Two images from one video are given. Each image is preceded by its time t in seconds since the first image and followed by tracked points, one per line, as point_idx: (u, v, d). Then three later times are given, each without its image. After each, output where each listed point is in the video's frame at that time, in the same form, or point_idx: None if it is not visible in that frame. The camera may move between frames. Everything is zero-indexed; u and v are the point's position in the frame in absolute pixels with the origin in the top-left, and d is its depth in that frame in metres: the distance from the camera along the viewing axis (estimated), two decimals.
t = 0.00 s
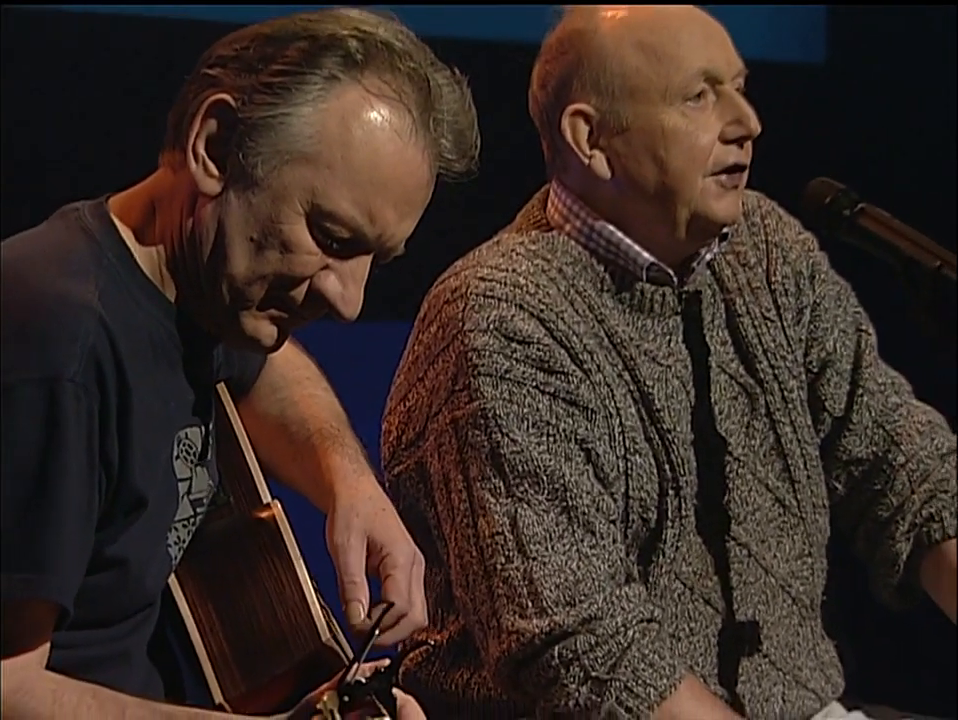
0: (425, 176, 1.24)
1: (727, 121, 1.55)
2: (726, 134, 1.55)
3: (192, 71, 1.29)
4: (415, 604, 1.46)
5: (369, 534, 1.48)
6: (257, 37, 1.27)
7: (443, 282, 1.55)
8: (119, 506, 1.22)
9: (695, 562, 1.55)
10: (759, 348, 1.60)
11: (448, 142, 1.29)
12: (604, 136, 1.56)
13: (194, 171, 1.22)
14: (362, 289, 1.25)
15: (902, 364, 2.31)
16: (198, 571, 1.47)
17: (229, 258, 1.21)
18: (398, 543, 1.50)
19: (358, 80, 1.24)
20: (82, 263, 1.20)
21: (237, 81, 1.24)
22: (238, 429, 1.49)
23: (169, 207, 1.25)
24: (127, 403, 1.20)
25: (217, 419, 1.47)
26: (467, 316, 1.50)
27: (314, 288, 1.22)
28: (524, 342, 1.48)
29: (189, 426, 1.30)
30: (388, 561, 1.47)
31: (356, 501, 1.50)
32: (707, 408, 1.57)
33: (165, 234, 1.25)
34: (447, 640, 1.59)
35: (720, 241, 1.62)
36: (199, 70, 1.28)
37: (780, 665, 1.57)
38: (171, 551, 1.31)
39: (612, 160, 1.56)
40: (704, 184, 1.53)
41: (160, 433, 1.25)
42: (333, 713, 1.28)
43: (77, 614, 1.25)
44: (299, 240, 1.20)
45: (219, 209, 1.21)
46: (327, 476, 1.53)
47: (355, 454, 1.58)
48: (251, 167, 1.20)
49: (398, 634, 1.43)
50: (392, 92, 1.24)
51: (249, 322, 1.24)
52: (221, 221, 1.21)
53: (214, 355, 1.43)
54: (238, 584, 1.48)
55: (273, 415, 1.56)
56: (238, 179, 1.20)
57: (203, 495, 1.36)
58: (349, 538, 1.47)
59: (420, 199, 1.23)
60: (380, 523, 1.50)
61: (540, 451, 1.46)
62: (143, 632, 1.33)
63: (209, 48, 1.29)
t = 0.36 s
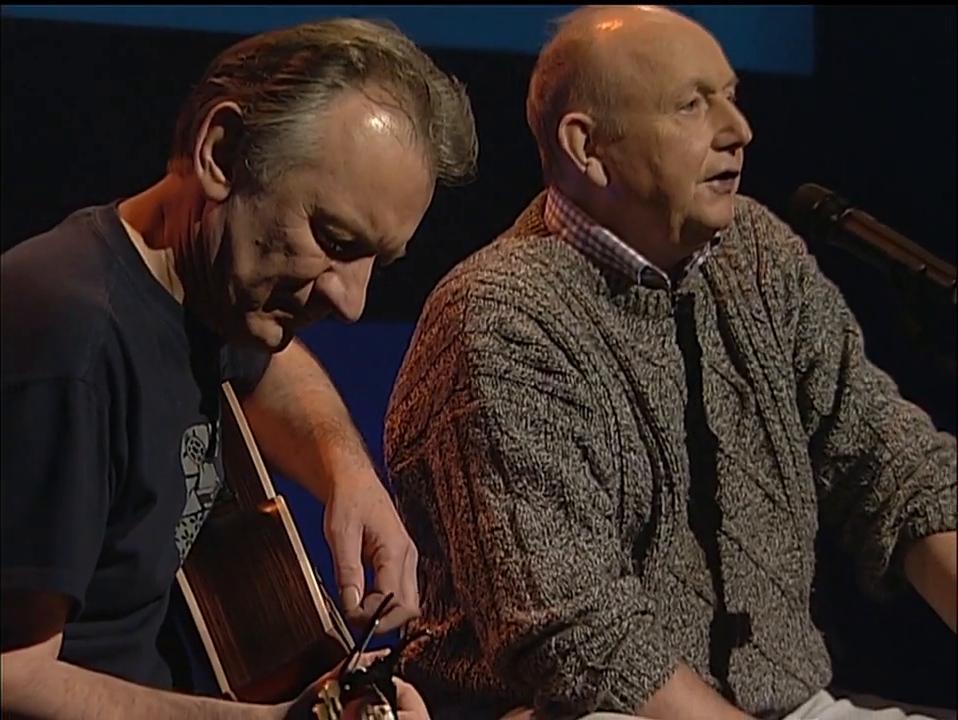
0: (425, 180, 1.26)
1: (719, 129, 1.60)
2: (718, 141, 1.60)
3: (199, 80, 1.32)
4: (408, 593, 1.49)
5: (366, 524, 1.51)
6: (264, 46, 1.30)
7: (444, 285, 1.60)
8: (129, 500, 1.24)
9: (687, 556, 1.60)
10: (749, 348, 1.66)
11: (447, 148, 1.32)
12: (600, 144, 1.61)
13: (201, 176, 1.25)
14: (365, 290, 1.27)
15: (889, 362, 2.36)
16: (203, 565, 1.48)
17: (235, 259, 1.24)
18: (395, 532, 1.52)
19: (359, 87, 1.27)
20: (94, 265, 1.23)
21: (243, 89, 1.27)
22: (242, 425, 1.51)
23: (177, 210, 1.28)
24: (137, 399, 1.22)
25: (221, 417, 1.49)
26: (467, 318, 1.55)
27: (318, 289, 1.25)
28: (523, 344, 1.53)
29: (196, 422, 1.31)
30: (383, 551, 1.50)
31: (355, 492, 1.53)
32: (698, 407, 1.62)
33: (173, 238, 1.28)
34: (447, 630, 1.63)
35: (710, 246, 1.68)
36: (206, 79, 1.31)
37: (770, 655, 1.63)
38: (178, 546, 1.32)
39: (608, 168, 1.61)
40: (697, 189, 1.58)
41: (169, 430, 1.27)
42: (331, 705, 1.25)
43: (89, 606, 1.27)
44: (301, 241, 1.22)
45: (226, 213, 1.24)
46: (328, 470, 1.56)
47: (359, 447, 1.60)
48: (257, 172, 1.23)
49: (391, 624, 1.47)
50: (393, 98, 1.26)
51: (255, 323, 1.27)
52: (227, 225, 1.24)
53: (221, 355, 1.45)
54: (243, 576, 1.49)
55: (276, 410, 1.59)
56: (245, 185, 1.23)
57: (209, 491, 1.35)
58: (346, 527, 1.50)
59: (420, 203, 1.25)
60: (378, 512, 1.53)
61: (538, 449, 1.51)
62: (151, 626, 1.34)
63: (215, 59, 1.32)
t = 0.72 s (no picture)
0: (427, 184, 1.30)
1: (711, 135, 1.65)
2: (710, 148, 1.65)
3: (208, 87, 1.35)
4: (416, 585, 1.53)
5: (373, 521, 1.56)
6: (271, 54, 1.33)
7: (445, 287, 1.65)
8: (140, 495, 1.27)
9: (681, 549, 1.65)
10: (741, 348, 1.71)
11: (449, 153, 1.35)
12: (596, 151, 1.66)
13: (210, 181, 1.28)
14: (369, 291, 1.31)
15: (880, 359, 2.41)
16: (212, 559, 1.53)
17: (244, 261, 1.27)
18: (401, 528, 1.57)
19: (364, 94, 1.30)
20: (106, 268, 1.26)
21: (250, 95, 1.30)
22: (249, 422, 1.55)
23: (187, 213, 1.31)
24: (147, 397, 1.26)
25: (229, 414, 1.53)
26: (468, 318, 1.60)
27: (324, 291, 1.28)
28: (521, 344, 1.58)
29: (204, 420, 1.35)
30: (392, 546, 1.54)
31: (362, 488, 1.58)
32: (691, 405, 1.67)
33: (184, 239, 1.31)
34: (448, 622, 1.69)
35: (703, 248, 1.73)
36: (215, 86, 1.34)
37: (761, 645, 1.68)
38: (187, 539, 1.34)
39: (604, 174, 1.66)
40: (691, 194, 1.63)
41: (177, 428, 1.30)
42: (334, 694, 1.23)
43: (97, 598, 1.30)
44: (308, 243, 1.26)
45: (235, 217, 1.27)
46: (335, 465, 1.60)
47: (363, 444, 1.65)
48: (264, 176, 1.26)
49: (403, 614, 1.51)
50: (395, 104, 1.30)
51: (263, 323, 1.30)
52: (235, 229, 1.27)
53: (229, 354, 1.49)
54: (250, 569, 1.54)
55: (283, 408, 1.63)
56: (253, 189, 1.27)
57: (216, 485, 1.38)
58: (355, 522, 1.54)
59: (423, 206, 1.29)
60: (384, 509, 1.57)
61: (537, 446, 1.56)
62: (160, 617, 1.37)
63: (224, 66, 1.35)
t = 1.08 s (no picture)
0: (427, 182, 1.34)
1: (703, 139, 1.71)
2: (703, 151, 1.71)
3: (214, 90, 1.39)
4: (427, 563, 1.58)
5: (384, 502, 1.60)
6: (274, 58, 1.37)
7: (445, 287, 1.71)
8: (149, 485, 1.31)
9: (674, 540, 1.70)
10: (731, 345, 1.76)
11: (448, 152, 1.39)
12: (591, 155, 1.72)
13: (217, 182, 1.32)
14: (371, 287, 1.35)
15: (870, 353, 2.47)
16: (219, 548, 1.58)
17: (250, 260, 1.31)
18: (409, 509, 1.62)
19: (365, 96, 1.34)
20: (117, 267, 1.31)
21: (256, 98, 1.34)
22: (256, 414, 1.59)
23: (195, 212, 1.35)
24: (156, 391, 1.30)
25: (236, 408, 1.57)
26: (467, 317, 1.65)
27: (328, 287, 1.32)
28: (519, 342, 1.64)
29: (212, 413, 1.39)
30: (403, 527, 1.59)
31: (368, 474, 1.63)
32: (683, 400, 1.73)
33: (192, 238, 1.36)
34: (448, 610, 1.74)
35: (694, 248, 1.78)
36: (220, 90, 1.38)
37: (751, 632, 1.74)
38: (197, 530, 1.38)
39: (599, 178, 1.72)
40: (684, 196, 1.69)
41: (186, 422, 1.34)
42: (338, 677, 1.25)
43: (108, 585, 1.33)
44: (312, 241, 1.30)
45: (241, 216, 1.31)
46: (341, 456, 1.65)
47: (367, 433, 1.70)
48: (270, 176, 1.30)
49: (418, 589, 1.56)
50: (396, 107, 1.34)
51: (269, 319, 1.34)
52: (242, 226, 1.31)
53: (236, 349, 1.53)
54: (257, 558, 1.58)
55: (289, 401, 1.68)
56: (259, 189, 1.31)
57: (226, 476, 1.43)
58: (365, 505, 1.59)
59: (423, 205, 1.33)
60: (393, 493, 1.62)
61: (534, 440, 1.61)
62: (170, 605, 1.41)
63: (230, 70, 1.39)
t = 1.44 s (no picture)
0: (427, 172, 1.37)
1: (696, 138, 1.75)
2: (695, 150, 1.75)
3: (219, 88, 1.42)
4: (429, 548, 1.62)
5: (387, 489, 1.65)
6: (278, 54, 1.41)
7: (445, 281, 1.76)
8: (160, 471, 1.35)
9: (667, 526, 1.76)
10: (722, 337, 1.82)
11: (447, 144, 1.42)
12: (588, 153, 1.77)
13: (224, 175, 1.35)
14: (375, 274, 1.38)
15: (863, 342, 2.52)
16: (228, 535, 1.64)
17: (256, 251, 1.35)
18: (413, 496, 1.66)
19: (367, 90, 1.38)
20: (128, 262, 1.35)
21: (260, 93, 1.37)
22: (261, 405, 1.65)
23: (203, 205, 1.40)
24: (166, 379, 1.33)
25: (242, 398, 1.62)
26: (467, 311, 1.71)
27: (332, 276, 1.35)
28: (517, 334, 1.69)
29: (220, 400, 1.43)
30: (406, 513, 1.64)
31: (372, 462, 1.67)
32: (675, 391, 1.78)
33: (200, 231, 1.40)
34: (448, 593, 1.79)
35: (687, 243, 1.83)
36: (225, 86, 1.42)
37: (743, 615, 1.79)
38: (205, 513, 1.43)
39: (595, 175, 1.76)
40: (676, 193, 1.74)
41: (196, 411, 1.38)
42: (346, 659, 1.32)
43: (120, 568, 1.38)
44: (317, 231, 1.33)
45: (247, 209, 1.35)
46: (348, 443, 1.70)
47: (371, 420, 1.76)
48: (276, 169, 1.33)
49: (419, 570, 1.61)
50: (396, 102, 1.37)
51: (275, 308, 1.38)
52: (248, 218, 1.35)
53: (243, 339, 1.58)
54: (265, 544, 1.64)
55: (296, 389, 1.73)
56: (264, 181, 1.34)
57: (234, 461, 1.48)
58: (370, 491, 1.63)
59: (424, 193, 1.36)
60: (397, 481, 1.67)
61: (532, 429, 1.67)
62: (179, 587, 1.45)
63: (234, 67, 1.42)
